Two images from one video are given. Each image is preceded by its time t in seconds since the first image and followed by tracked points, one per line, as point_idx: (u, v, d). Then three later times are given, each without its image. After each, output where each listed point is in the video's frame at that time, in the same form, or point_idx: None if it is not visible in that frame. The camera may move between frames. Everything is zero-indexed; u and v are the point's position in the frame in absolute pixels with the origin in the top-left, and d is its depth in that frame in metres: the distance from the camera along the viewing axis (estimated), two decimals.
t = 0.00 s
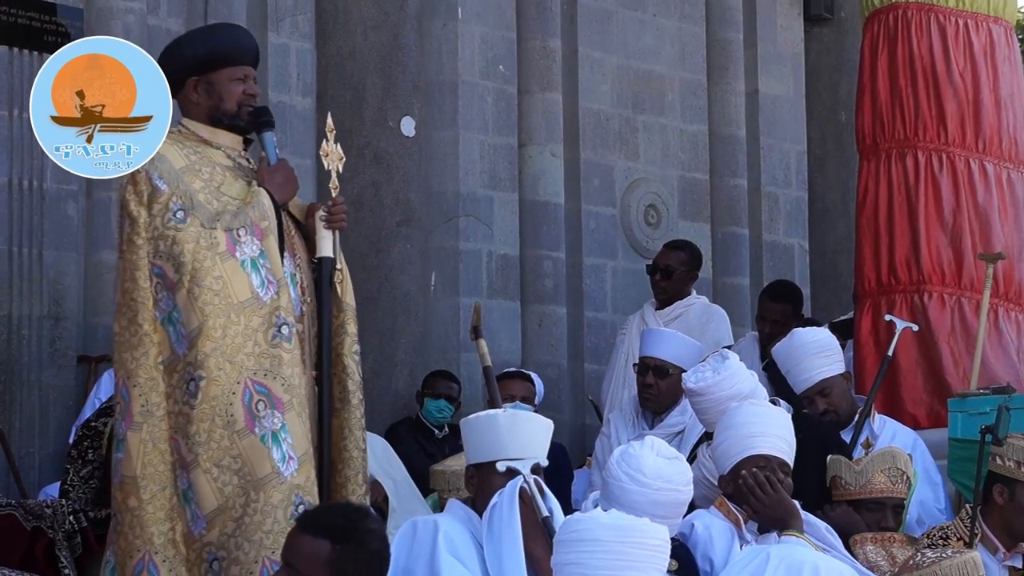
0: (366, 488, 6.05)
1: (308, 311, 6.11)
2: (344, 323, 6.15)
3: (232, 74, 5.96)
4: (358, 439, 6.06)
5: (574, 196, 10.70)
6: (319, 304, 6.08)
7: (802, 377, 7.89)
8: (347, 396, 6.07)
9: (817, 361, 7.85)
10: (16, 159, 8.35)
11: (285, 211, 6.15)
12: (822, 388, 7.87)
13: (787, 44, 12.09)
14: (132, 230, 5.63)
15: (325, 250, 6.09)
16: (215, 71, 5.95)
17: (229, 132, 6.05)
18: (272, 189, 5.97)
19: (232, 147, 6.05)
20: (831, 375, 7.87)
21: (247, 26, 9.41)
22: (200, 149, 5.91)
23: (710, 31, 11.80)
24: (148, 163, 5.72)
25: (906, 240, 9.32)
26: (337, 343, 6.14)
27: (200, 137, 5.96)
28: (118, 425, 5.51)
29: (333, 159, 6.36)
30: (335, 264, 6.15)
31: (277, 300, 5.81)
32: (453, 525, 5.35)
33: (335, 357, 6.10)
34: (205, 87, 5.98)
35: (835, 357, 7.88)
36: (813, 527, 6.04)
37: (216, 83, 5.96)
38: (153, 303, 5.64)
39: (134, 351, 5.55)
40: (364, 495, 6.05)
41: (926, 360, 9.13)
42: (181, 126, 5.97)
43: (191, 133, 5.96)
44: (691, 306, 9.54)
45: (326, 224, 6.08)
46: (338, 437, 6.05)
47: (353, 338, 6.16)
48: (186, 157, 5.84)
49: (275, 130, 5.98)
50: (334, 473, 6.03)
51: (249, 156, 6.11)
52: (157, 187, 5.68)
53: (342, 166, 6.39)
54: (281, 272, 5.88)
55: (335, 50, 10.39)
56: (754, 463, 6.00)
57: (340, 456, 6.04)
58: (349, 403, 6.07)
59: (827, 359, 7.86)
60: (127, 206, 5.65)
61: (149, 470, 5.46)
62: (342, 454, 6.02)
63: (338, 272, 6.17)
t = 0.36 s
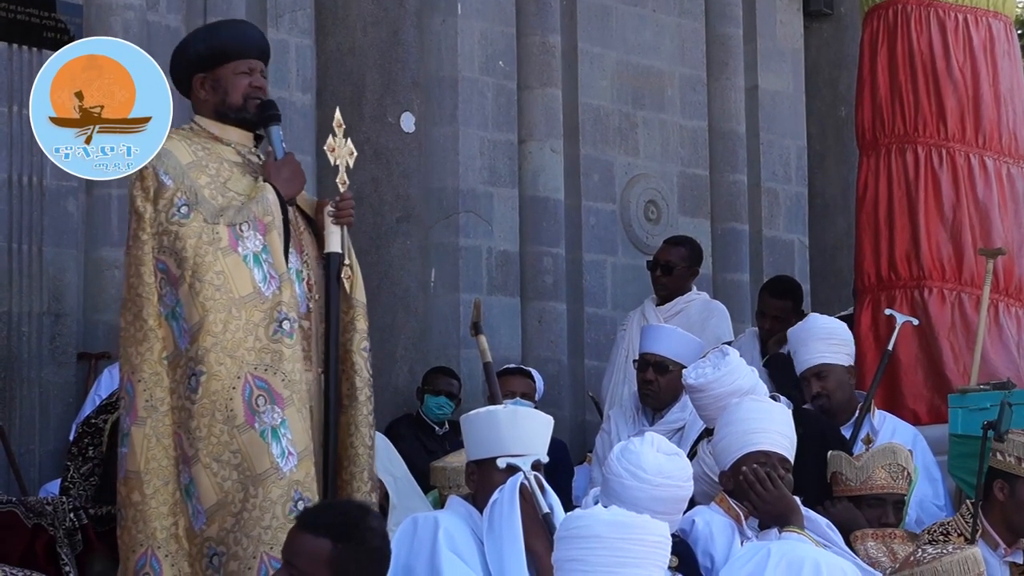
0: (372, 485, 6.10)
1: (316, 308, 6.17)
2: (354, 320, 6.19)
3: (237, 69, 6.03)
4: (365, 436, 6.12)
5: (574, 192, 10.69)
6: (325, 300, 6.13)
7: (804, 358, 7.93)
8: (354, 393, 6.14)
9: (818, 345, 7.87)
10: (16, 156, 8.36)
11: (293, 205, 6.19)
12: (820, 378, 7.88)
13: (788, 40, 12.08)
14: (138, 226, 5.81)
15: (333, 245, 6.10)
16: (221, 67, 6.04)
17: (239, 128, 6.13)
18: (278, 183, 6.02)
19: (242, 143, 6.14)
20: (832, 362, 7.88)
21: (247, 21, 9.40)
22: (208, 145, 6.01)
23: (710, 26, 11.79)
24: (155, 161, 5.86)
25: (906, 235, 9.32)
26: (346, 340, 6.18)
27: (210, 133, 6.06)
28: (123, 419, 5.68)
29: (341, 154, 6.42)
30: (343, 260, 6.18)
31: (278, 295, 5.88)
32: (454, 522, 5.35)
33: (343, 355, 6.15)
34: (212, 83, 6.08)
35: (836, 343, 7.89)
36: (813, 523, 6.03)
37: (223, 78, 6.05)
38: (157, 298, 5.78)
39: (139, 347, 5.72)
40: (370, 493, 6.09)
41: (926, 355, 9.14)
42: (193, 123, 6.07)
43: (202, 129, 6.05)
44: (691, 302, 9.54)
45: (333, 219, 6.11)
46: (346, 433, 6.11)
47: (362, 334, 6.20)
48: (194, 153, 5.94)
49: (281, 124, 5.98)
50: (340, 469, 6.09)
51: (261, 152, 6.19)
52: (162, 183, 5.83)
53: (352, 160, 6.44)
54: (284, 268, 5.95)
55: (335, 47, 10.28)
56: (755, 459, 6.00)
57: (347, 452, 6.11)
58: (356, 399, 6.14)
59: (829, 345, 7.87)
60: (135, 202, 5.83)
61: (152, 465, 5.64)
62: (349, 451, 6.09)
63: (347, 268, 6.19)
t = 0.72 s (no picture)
0: (373, 495, 6.12)
1: (321, 316, 6.22)
2: (363, 327, 6.26)
3: (249, 75, 6.19)
4: (368, 445, 6.15)
5: (576, 198, 10.70)
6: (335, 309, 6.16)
7: (808, 359, 7.92)
8: (359, 400, 6.18)
9: (821, 348, 7.87)
10: (18, 162, 8.34)
11: (302, 212, 6.23)
12: (822, 380, 7.88)
13: (789, 45, 12.08)
14: (143, 230, 6.03)
15: (344, 250, 6.16)
16: (234, 74, 6.21)
17: (256, 135, 6.27)
18: (283, 192, 6.06)
19: (259, 151, 6.28)
20: (834, 366, 7.86)
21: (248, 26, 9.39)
22: (222, 152, 6.19)
23: (712, 32, 11.78)
24: (165, 166, 6.09)
25: (908, 241, 9.33)
26: (356, 347, 6.25)
27: (225, 140, 6.24)
28: (120, 420, 5.90)
29: (353, 157, 6.48)
30: (353, 265, 6.22)
31: (269, 302, 5.99)
32: (457, 529, 5.35)
33: (352, 361, 6.21)
34: (228, 91, 6.25)
35: (839, 348, 7.87)
36: (816, 529, 6.03)
37: (237, 85, 6.22)
38: (155, 303, 5.98)
39: (137, 350, 5.93)
40: (370, 501, 6.11)
41: (929, 362, 9.13)
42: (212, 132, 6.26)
43: (219, 138, 6.24)
44: (694, 308, 9.54)
45: (344, 224, 6.17)
46: (350, 441, 6.15)
47: (371, 341, 6.26)
48: (203, 160, 6.13)
49: (289, 132, 6.10)
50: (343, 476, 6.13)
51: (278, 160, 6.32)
52: (169, 188, 6.04)
53: (364, 163, 6.51)
54: (280, 274, 6.05)
55: (337, 52, 10.33)
56: (758, 465, 6.00)
57: (350, 459, 6.14)
58: (361, 406, 6.18)
59: (832, 349, 7.87)
60: (145, 207, 6.07)
61: (141, 468, 5.83)
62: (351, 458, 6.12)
63: (357, 273, 6.24)
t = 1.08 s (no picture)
0: (371, 500, 6.14)
1: (314, 324, 6.22)
2: (362, 333, 6.28)
3: (258, 82, 6.22)
4: (366, 450, 6.17)
5: (572, 204, 10.71)
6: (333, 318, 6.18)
7: (803, 366, 7.95)
8: (357, 406, 6.20)
9: (817, 354, 7.89)
10: (14, 167, 8.34)
11: (300, 220, 6.24)
12: (818, 387, 7.89)
13: (785, 51, 12.11)
14: (140, 233, 6.13)
15: (343, 254, 6.19)
16: (245, 80, 6.24)
17: (263, 142, 6.35)
18: (278, 199, 6.07)
19: (264, 157, 6.35)
20: (830, 372, 7.88)
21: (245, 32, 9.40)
22: (226, 157, 6.25)
23: (708, 38, 11.80)
24: (166, 169, 6.17)
25: (904, 247, 9.38)
26: (355, 353, 6.28)
27: (232, 145, 6.33)
28: (109, 420, 6.03)
29: (353, 161, 6.50)
30: (353, 269, 6.23)
31: (251, 308, 5.99)
32: (452, 534, 5.35)
33: (350, 367, 6.25)
34: (239, 97, 6.30)
35: (834, 354, 7.90)
36: (811, 535, 6.03)
37: (247, 91, 6.26)
38: (146, 305, 6.07)
39: (126, 352, 6.04)
40: (368, 506, 6.13)
41: (924, 367, 9.17)
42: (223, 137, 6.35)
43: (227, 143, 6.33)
44: (689, 313, 9.55)
45: (343, 228, 6.19)
46: (346, 447, 6.18)
47: (371, 348, 6.29)
48: (204, 164, 6.20)
49: (293, 139, 6.12)
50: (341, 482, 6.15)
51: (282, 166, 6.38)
52: (166, 191, 6.12)
53: (365, 168, 6.53)
54: (264, 280, 6.05)
55: (333, 58, 10.31)
56: (753, 471, 6.00)
57: (349, 463, 6.17)
58: (359, 414, 6.20)
59: (829, 356, 7.90)
60: (143, 210, 6.16)
61: (123, 469, 5.95)
62: (348, 463, 6.15)
63: (356, 277, 6.25)
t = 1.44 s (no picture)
0: (367, 500, 6.14)
1: (310, 324, 6.21)
2: (361, 332, 6.27)
3: (258, 82, 6.21)
4: (363, 450, 6.17)
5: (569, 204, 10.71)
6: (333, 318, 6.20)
7: (803, 367, 7.94)
8: (356, 407, 6.19)
9: (818, 355, 7.87)
10: (12, 167, 8.33)
11: (296, 219, 6.24)
12: (817, 388, 7.88)
13: (782, 52, 12.11)
14: (137, 231, 6.14)
15: (340, 254, 6.19)
16: (246, 80, 6.24)
17: (262, 141, 6.36)
18: (273, 199, 6.08)
19: (263, 157, 6.36)
20: (830, 373, 7.86)
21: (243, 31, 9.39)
22: (224, 156, 6.26)
23: (706, 38, 11.80)
24: (164, 167, 6.17)
25: (901, 248, 9.40)
26: (354, 352, 6.27)
27: (232, 144, 6.33)
28: (103, 418, 6.02)
29: (350, 160, 6.49)
30: (351, 269, 6.23)
31: (243, 309, 5.99)
32: (450, 534, 5.35)
33: (348, 367, 6.23)
34: (240, 96, 6.29)
35: (835, 356, 7.87)
36: (809, 535, 6.04)
37: (247, 91, 6.25)
38: (140, 304, 6.07)
39: (121, 350, 6.04)
40: (365, 506, 6.14)
41: (921, 368, 9.19)
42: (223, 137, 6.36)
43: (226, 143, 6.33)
44: (687, 313, 9.54)
45: (342, 226, 6.19)
46: (343, 447, 6.17)
47: (369, 347, 6.27)
48: (202, 163, 6.20)
49: (293, 139, 6.14)
50: (338, 482, 6.15)
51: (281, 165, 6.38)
52: (163, 190, 6.12)
53: (363, 167, 6.51)
54: (258, 280, 6.05)
55: (331, 58, 10.29)
56: (751, 471, 5.99)
57: (347, 463, 6.15)
58: (357, 413, 6.19)
59: (829, 357, 7.87)
60: (141, 208, 6.17)
61: (115, 468, 5.94)
62: (345, 462, 6.14)
63: (355, 277, 6.24)
